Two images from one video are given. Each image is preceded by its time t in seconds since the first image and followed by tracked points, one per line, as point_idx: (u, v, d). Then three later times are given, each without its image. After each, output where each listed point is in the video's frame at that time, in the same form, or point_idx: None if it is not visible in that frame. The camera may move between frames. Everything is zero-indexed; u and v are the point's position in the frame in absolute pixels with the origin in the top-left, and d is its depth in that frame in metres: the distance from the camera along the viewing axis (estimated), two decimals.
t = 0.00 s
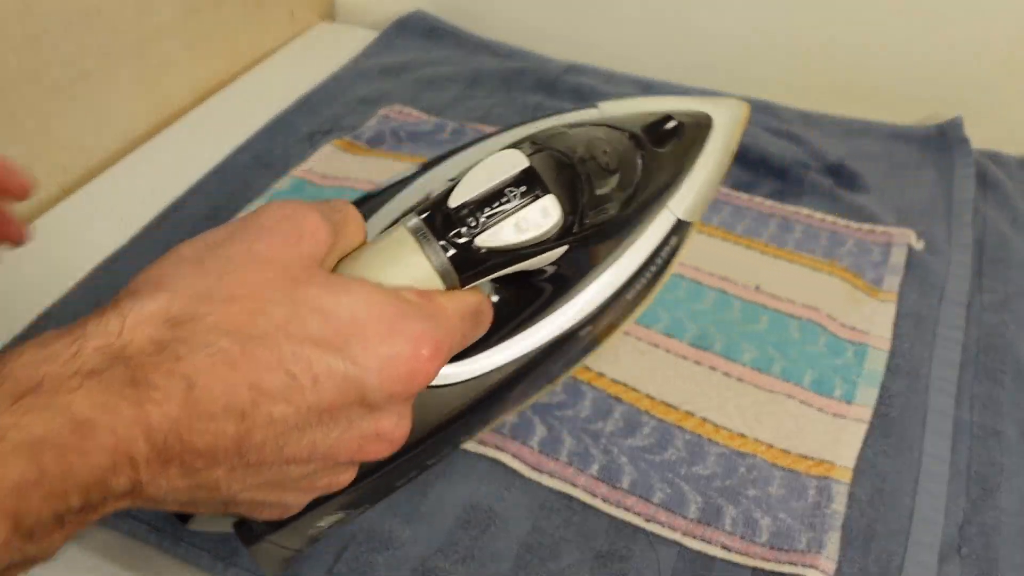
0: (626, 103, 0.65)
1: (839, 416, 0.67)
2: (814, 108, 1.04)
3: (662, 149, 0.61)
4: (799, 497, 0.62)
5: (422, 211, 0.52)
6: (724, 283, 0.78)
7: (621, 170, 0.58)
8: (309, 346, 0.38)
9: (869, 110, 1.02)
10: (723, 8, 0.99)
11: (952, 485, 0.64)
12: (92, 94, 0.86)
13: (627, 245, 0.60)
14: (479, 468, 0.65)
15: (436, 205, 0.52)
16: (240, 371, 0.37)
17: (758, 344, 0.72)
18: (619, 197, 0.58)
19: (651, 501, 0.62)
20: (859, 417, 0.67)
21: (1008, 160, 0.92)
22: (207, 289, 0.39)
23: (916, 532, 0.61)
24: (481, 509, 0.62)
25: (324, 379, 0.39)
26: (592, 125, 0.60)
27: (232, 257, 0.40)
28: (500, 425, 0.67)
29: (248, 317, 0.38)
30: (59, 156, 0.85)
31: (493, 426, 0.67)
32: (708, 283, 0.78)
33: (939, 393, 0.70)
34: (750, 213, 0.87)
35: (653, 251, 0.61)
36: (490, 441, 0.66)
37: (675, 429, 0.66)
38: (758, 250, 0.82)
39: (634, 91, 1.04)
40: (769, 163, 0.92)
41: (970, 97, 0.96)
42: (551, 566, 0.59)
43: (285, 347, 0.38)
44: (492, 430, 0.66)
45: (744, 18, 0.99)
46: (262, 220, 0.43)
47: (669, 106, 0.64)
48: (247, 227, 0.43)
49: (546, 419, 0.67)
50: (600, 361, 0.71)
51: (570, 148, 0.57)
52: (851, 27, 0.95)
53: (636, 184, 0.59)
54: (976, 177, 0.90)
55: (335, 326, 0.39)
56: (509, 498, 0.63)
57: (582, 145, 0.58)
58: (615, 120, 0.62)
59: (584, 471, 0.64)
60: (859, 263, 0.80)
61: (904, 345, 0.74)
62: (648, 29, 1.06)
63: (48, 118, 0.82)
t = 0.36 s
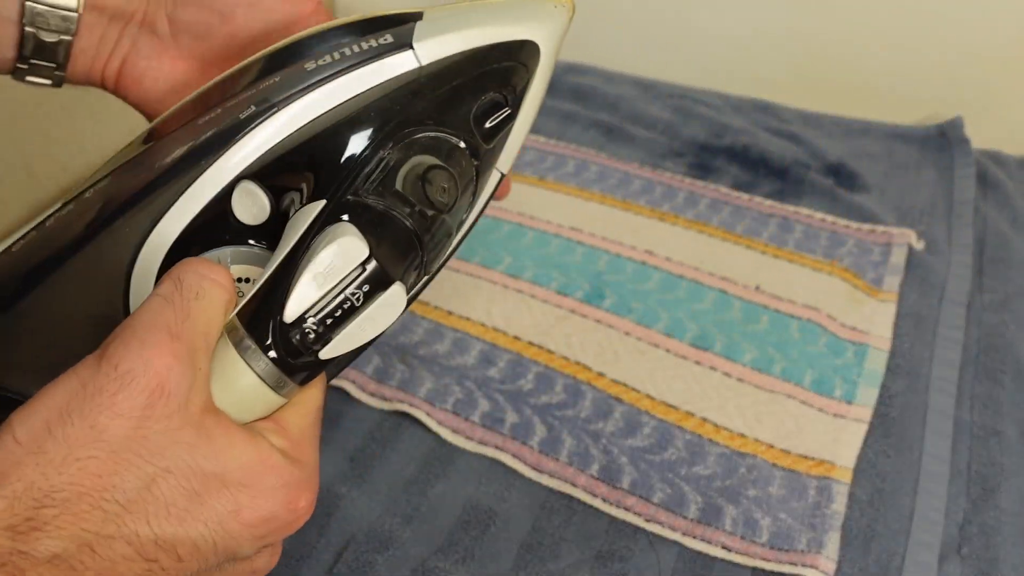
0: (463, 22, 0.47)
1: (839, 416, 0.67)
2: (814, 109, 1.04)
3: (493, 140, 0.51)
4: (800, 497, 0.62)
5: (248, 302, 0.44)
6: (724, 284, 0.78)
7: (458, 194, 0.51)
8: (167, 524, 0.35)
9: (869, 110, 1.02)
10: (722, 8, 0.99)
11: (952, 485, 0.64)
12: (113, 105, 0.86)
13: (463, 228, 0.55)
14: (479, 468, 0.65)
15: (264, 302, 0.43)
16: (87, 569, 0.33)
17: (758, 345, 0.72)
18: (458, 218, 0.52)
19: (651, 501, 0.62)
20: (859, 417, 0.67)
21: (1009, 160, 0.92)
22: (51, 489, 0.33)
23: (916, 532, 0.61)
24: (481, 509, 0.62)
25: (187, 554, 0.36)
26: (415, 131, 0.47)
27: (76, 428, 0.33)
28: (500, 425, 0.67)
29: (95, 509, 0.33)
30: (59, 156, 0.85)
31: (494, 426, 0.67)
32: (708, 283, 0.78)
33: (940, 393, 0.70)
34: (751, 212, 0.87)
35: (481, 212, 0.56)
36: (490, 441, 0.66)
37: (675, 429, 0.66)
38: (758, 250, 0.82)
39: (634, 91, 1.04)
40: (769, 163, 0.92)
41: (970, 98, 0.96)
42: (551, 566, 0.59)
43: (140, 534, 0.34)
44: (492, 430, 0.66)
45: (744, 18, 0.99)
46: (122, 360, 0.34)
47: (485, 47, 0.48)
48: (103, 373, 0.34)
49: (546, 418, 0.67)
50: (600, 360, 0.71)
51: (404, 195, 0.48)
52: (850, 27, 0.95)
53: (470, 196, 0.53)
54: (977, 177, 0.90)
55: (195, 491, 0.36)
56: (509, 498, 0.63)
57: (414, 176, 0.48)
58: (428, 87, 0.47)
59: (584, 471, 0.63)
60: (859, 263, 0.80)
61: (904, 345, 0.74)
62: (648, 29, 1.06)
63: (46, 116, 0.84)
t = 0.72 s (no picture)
0: (487, 12, 0.47)
1: (839, 416, 0.67)
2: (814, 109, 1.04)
3: (521, 133, 0.51)
4: (800, 497, 0.62)
5: (268, 286, 0.43)
6: (724, 284, 0.78)
7: (483, 186, 0.50)
8: (184, 506, 0.35)
9: (869, 110, 1.02)
10: (721, 8, 0.99)
11: (952, 485, 0.64)
12: (118, 112, 0.87)
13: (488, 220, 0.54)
14: (479, 467, 0.65)
15: (285, 289, 0.43)
16: (107, 549, 0.34)
17: (758, 344, 0.72)
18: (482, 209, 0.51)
19: (651, 501, 0.62)
20: (859, 417, 0.67)
21: (1009, 160, 0.92)
22: (74, 468, 0.33)
23: (916, 532, 0.61)
24: (480, 509, 0.62)
25: (204, 537, 0.37)
26: (439, 121, 0.47)
27: (98, 409, 0.33)
28: (499, 425, 0.67)
29: (114, 491, 0.34)
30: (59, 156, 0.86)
31: (493, 425, 0.67)
32: (708, 283, 0.78)
33: (939, 393, 0.70)
34: (751, 212, 0.87)
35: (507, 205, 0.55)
36: (490, 441, 0.66)
37: (675, 429, 0.66)
38: (758, 250, 0.82)
39: (634, 91, 1.04)
40: (769, 163, 0.92)
41: (970, 98, 0.96)
42: (551, 566, 0.59)
43: (157, 515, 0.35)
44: (492, 430, 0.66)
45: (744, 19, 0.99)
46: (143, 343, 0.34)
47: (511, 38, 0.47)
48: (124, 355, 0.34)
49: (546, 418, 0.67)
50: (599, 360, 0.71)
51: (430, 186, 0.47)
52: (851, 27, 0.95)
53: (495, 189, 0.52)
54: (977, 177, 0.90)
55: (212, 474, 0.36)
56: (509, 498, 0.63)
57: (439, 166, 0.47)
58: (455, 73, 0.46)
59: (584, 471, 0.63)
60: (859, 263, 0.80)
61: (903, 345, 0.74)
62: (648, 29, 1.06)
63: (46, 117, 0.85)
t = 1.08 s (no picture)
0: (510, 48, 0.50)
1: (839, 416, 0.67)
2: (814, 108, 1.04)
3: (544, 150, 0.53)
4: (800, 497, 0.62)
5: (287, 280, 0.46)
6: (724, 284, 0.78)
7: (504, 193, 0.52)
8: (198, 480, 0.35)
9: (869, 110, 1.02)
10: (722, 8, 0.99)
11: (952, 485, 0.64)
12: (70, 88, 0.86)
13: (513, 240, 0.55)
14: (478, 467, 0.65)
15: (304, 282, 0.46)
16: (121, 518, 0.33)
17: (758, 344, 0.72)
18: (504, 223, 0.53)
19: (651, 501, 0.62)
20: (859, 417, 0.67)
21: (1008, 160, 0.93)
22: (92, 434, 0.33)
23: (916, 532, 0.61)
24: (481, 509, 0.62)
25: (216, 512, 0.36)
26: (465, 133, 0.50)
27: (119, 381, 0.33)
28: (499, 425, 0.67)
29: (130, 459, 0.33)
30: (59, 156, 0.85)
31: (493, 425, 0.67)
32: (708, 283, 0.78)
33: (939, 393, 0.70)
34: (751, 212, 0.87)
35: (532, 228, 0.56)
36: (490, 441, 0.66)
37: (675, 429, 0.66)
38: (758, 250, 0.82)
39: (634, 91, 1.04)
40: (769, 163, 0.92)
41: (971, 98, 0.96)
42: (551, 566, 0.59)
43: (171, 488, 0.34)
44: (492, 430, 0.66)
45: (744, 19, 0.99)
46: (166, 321, 0.34)
47: (534, 71, 0.50)
48: (148, 331, 0.34)
49: (546, 418, 0.67)
50: (599, 359, 0.71)
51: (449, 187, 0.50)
52: (851, 27, 0.95)
53: (520, 202, 0.53)
54: (976, 177, 0.90)
55: (225, 451, 0.35)
56: (509, 498, 0.63)
57: (460, 172, 0.50)
58: (477, 100, 0.50)
59: (584, 471, 0.63)
60: (859, 263, 0.80)
61: (903, 345, 0.74)
62: (648, 29, 1.06)
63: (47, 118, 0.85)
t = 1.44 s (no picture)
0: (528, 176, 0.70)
1: (839, 416, 0.67)
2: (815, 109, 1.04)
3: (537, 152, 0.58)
4: (800, 497, 0.62)
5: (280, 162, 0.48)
6: (724, 284, 0.78)
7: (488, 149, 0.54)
8: (122, 199, 0.38)
9: (870, 111, 1.02)
10: (722, 8, 0.99)
11: (953, 485, 0.64)
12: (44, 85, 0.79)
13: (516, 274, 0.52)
14: (478, 468, 0.64)
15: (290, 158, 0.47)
16: (51, 209, 0.37)
17: (758, 344, 0.72)
18: (491, 209, 0.52)
19: (651, 501, 0.62)
20: (860, 417, 0.67)
21: (1008, 161, 0.93)
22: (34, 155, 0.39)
23: (917, 533, 0.61)
24: (481, 509, 0.62)
25: (135, 218, 0.38)
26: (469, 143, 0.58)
27: (53, 141, 0.40)
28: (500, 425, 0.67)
29: (63, 173, 0.38)
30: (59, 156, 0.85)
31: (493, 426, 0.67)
32: (708, 283, 0.78)
33: (939, 393, 0.69)
34: (751, 211, 0.87)
35: (543, 277, 0.53)
36: (490, 442, 0.66)
37: (675, 429, 0.66)
38: (759, 249, 0.82)
39: (634, 91, 1.04)
40: (769, 163, 0.92)
41: (971, 98, 0.96)
42: (551, 566, 0.59)
43: (100, 203, 0.37)
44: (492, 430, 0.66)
45: (744, 19, 0.99)
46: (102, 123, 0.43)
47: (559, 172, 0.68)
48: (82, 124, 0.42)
49: (546, 418, 0.67)
50: (600, 359, 0.71)
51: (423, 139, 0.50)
52: (851, 27, 0.95)
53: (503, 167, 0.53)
54: (977, 177, 0.90)
55: (142, 174, 0.39)
56: (509, 499, 0.63)
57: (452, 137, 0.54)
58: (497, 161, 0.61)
59: (584, 472, 0.63)
60: (859, 263, 0.80)
61: (903, 345, 0.74)
62: (648, 29, 1.06)
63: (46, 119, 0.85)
